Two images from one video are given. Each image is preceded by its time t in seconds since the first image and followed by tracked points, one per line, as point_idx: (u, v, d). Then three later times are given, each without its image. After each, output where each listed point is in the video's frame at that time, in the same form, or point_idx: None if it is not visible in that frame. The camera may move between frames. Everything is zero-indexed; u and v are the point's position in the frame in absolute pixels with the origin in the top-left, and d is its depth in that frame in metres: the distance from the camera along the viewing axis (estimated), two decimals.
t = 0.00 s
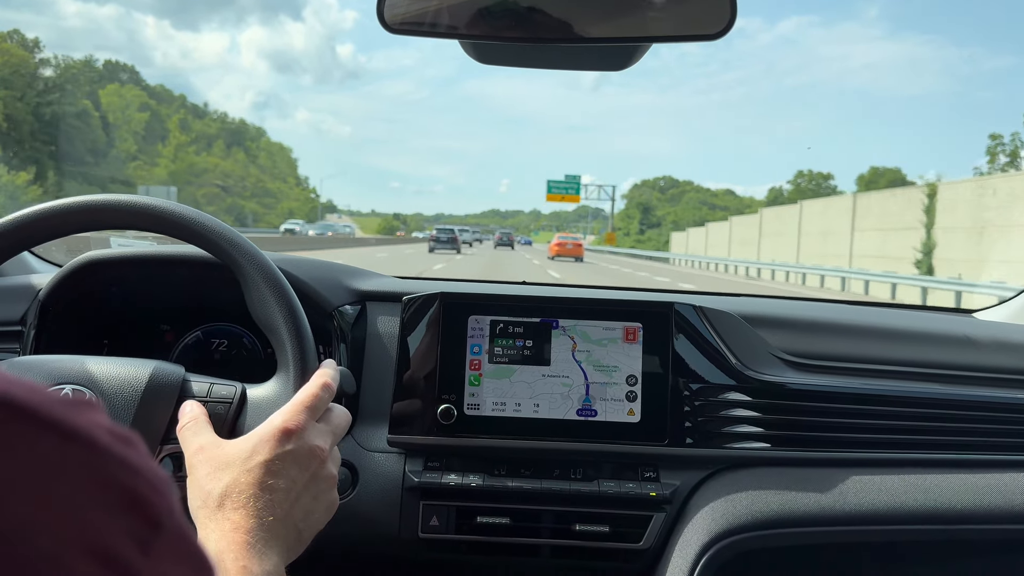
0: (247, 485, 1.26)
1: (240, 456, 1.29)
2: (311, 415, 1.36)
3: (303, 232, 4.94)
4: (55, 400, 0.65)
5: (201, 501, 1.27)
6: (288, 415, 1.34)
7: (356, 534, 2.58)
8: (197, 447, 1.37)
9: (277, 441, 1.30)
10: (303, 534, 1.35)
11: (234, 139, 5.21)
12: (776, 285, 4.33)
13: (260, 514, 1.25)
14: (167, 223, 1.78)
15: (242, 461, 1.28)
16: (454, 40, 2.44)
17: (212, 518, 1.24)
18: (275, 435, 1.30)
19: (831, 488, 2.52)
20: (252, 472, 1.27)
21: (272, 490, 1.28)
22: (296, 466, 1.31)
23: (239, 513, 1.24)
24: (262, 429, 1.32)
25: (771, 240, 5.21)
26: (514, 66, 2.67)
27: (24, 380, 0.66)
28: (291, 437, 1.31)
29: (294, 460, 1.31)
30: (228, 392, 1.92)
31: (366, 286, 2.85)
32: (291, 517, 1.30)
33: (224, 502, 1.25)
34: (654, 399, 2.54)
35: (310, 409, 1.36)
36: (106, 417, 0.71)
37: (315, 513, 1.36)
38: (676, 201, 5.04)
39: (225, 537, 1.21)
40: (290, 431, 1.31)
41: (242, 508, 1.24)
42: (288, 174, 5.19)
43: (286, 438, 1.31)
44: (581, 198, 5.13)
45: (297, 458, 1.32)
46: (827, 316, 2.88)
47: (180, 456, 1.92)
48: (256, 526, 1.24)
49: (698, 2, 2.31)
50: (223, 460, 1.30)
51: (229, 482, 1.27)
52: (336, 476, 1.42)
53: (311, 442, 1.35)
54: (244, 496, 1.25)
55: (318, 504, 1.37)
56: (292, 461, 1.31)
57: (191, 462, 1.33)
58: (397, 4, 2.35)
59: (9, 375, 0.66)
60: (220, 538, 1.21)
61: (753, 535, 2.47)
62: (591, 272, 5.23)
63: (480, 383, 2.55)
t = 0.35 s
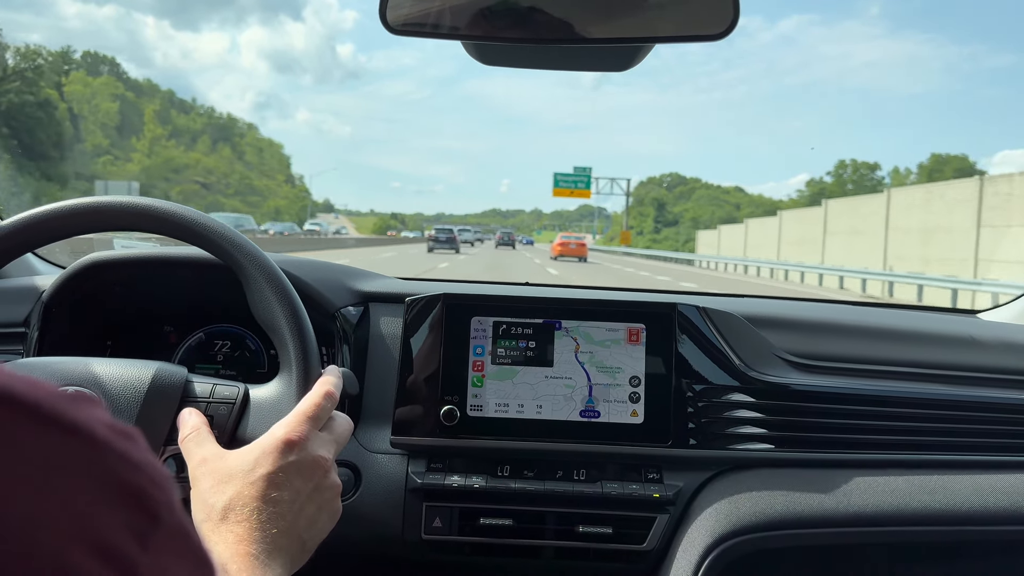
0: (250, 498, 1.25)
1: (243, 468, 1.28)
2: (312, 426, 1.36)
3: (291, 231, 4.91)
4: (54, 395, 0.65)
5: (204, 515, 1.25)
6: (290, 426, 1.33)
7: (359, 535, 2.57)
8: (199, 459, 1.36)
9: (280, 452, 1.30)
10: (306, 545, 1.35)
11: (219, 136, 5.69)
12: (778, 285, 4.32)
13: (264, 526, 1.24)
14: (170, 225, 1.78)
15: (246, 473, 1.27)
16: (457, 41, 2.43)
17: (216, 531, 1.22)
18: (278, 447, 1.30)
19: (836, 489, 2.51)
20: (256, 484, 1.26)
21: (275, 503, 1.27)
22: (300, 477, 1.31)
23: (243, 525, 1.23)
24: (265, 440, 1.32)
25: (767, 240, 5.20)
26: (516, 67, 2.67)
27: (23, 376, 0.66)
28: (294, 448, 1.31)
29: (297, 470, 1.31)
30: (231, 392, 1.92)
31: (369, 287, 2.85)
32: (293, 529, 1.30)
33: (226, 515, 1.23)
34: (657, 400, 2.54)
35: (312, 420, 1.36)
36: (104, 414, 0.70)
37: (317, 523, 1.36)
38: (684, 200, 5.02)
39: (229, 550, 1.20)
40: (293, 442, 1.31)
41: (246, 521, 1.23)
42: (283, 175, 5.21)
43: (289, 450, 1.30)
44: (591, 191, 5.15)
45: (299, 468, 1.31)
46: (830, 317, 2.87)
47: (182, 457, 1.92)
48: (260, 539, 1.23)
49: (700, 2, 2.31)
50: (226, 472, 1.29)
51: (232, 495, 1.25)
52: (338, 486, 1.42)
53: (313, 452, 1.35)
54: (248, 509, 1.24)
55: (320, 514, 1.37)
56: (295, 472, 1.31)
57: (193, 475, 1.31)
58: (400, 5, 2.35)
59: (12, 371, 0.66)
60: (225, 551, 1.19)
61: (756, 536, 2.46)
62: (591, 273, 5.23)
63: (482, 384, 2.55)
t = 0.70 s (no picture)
0: (256, 503, 1.26)
1: (247, 473, 1.28)
2: (314, 423, 1.35)
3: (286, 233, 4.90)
4: (53, 400, 0.65)
5: (214, 522, 1.28)
6: (292, 426, 1.33)
7: (360, 538, 2.57)
8: (205, 464, 1.36)
9: (283, 454, 1.29)
10: (318, 541, 1.36)
11: (203, 134, 5.71)
12: (778, 286, 4.32)
13: (272, 529, 1.26)
14: (167, 228, 1.79)
15: (250, 478, 1.28)
16: (455, 44, 2.44)
17: (225, 537, 1.24)
18: (280, 448, 1.29)
19: (836, 490, 2.51)
20: (260, 489, 1.27)
21: (282, 505, 1.28)
22: (305, 476, 1.31)
23: (251, 529, 1.24)
24: (267, 442, 1.31)
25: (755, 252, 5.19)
26: (514, 70, 2.67)
27: (21, 381, 0.66)
28: (297, 448, 1.30)
29: (302, 470, 1.31)
30: (231, 393, 1.92)
31: (368, 290, 2.85)
32: (303, 527, 1.30)
33: (235, 521, 1.25)
34: (657, 402, 2.54)
35: (312, 418, 1.35)
36: (104, 417, 0.70)
37: (327, 518, 1.37)
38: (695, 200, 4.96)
39: (239, 555, 1.21)
40: (296, 442, 1.30)
41: (254, 525, 1.25)
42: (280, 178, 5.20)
43: (291, 450, 1.30)
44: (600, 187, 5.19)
45: (304, 468, 1.31)
46: (830, 318, 2.88)
47: (183, 459, 1.92)
48: (269, 541, 1.24)
49: (698, 4, 2.32)
50: (231, 477, 1.30)
51: (239, 501, 1.26)
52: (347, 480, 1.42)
53: (317, 450, 1.34)
54: (255, 513, 1.25)
55: (330, 508, 1.38)
56: (300, 472, 1.30)
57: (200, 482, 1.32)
58: (398, 9, 2.35)
59: (8, 377, 0.65)
60: (234, 556, 1.21)
61: (757, 538, 2.46)
62: (590, 275, 5.22)
63: (482, 386, 2.55)
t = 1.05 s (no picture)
0: (259, 508, 1.26)
1: (250, 478, 1.28)
2: (314, 427, 1.36)
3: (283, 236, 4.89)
4: (46, 407, 0.65)
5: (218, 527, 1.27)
6: (292, 430, 1.33)
7: (358, 540, 2.58)
8: (206, 471, 1.36)
9: (285, 459, 1.30)
10: (320, 545, 1.36)
11: (183, 133, 5.36)
12: (777, 288, 4.32)
13: (276, 533, 1.26)
14: (165, 231, 1.79)
15: (252, 483, 1.28)
16: (453, 47, 2.45)
17: (229, 542, 1.24)
18: (281, 452, 1.30)
19: (834, 489, 2.52)
20: (263, 494, 1.27)
21: (285, 510, 1.28)
22: (307, 480, 1.32)
23: (255, 534, 1.25)
24: (267, 448, 1.32)
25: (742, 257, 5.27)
26: (512, 72, 2.68)
27: (16, 388, 0.67)
28: (298, 453, 1.31)
29: (304, 474, 1.32)
30: (229, 395, 1.93)
31: (367, 292, 2.86)
32: (306, 531, 1.31)
33: (238, 526, 1.25)
34: (654, 402, 2.55)
35: (312, 422, 1.36)
36: (98, 425, 0.71)
37: (329, 521, 1.38)
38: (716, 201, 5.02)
39: (244, 560, 1.21)
40: (296, 447, 1.31)
41: (258, 530, 1.25)
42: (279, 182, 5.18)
43: (293, 454, 1.30)
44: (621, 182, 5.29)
45: (305, 472, 1.32)
46: (827, 319, 2.89)
47: (182, 461, 1.93)
48: (273, 545, 1.25)
49: (695, 6, 2.33)
50: (233, 483, 1.30)
51: (242, 506, 1.26)
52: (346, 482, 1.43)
53: (317, 454, 1.35)
54: (258, 518, 1.26)
55: (331, 511, 1.39)
56: (301, 476, 1.31)
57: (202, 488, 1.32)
58: (396, 13, 2.36)
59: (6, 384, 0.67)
60: (240, 560, 1.22)
61: (755, 538, 2.46)
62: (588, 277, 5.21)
63: (481, 388, 2.55)
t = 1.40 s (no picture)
0: (265, 518, 1.25)
1: (255, 487, 1.27)
2: (316, 436, 1.35)
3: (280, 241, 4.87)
4: (48, 416, 0.65)
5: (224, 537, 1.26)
6: (295, 439, 1.32)
7: (356, 547, 2.57)
8: (209, 480, 1.34)
9: (289, 468, 1.29)
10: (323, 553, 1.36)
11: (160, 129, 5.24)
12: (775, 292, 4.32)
13: (282, 542, 1.25)
14: (159, 236, 1.78)
15: (258, 493, 1.26)
16: (450, 52, 2.45)
17: (236, 552, 1.23)
18: (286, 461, 1.29)
19: (832, 494, 2.52)
20: (269, 503, 1.26)
21: (291, 519, 1.28)
22: (311, 489, 1.31)
23: (261, 544, 1.24)
24: (270, 457, 1.30)
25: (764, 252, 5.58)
26: (509, 77, 2.68)
27: (18, 397, 0.66)
28: (302, 462, 1.30)
29: (308, 483, 1.31)
30: (225, 401, 1.93)
31: (363, 297, 2.85)
32: (310, 539, 1.31)
33: (244, 535, 1.24)
34: (652, 408, 2.54)
35: (314, 430, 1.35)
36: (100, 433, 0.70)
37: (331, 529, 1.38)
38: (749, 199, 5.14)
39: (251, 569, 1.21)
40: (301, 456, 1.30)
41: (264, 539, 1.24)
42: (275, 187, 5.16)
43: (297, 463, 1.30)
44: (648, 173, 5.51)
45: (309, 481, 1.31)
46: (824, 323, 2.88)
47: (178, 468, 1.92)
48: (279, 555, 1.24)
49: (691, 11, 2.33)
50: (237, 492, 1.28)
51: (247, 516, 1.25)
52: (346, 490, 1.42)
53: (320, 463, 1.34)
54: (264, 528, 1.25)
55: (333, 519, 1.38)
56: (306, 485, 1.30)
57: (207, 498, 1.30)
58: (392, 18, 2.36)
59: (9, 393, 0.66)
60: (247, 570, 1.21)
61: (754, 544, 2.46)
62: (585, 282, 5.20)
63: (478, 393, 2.55)
